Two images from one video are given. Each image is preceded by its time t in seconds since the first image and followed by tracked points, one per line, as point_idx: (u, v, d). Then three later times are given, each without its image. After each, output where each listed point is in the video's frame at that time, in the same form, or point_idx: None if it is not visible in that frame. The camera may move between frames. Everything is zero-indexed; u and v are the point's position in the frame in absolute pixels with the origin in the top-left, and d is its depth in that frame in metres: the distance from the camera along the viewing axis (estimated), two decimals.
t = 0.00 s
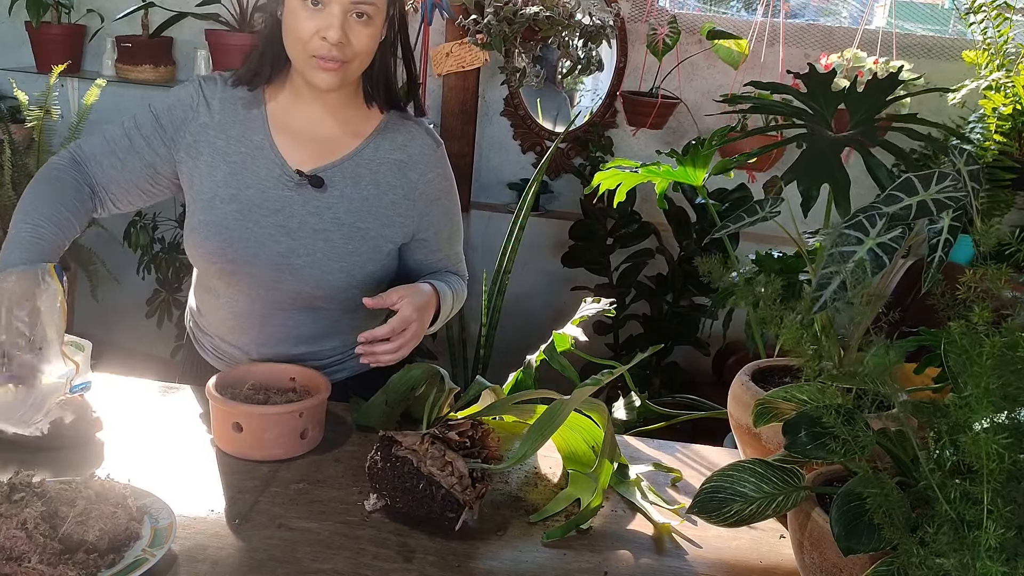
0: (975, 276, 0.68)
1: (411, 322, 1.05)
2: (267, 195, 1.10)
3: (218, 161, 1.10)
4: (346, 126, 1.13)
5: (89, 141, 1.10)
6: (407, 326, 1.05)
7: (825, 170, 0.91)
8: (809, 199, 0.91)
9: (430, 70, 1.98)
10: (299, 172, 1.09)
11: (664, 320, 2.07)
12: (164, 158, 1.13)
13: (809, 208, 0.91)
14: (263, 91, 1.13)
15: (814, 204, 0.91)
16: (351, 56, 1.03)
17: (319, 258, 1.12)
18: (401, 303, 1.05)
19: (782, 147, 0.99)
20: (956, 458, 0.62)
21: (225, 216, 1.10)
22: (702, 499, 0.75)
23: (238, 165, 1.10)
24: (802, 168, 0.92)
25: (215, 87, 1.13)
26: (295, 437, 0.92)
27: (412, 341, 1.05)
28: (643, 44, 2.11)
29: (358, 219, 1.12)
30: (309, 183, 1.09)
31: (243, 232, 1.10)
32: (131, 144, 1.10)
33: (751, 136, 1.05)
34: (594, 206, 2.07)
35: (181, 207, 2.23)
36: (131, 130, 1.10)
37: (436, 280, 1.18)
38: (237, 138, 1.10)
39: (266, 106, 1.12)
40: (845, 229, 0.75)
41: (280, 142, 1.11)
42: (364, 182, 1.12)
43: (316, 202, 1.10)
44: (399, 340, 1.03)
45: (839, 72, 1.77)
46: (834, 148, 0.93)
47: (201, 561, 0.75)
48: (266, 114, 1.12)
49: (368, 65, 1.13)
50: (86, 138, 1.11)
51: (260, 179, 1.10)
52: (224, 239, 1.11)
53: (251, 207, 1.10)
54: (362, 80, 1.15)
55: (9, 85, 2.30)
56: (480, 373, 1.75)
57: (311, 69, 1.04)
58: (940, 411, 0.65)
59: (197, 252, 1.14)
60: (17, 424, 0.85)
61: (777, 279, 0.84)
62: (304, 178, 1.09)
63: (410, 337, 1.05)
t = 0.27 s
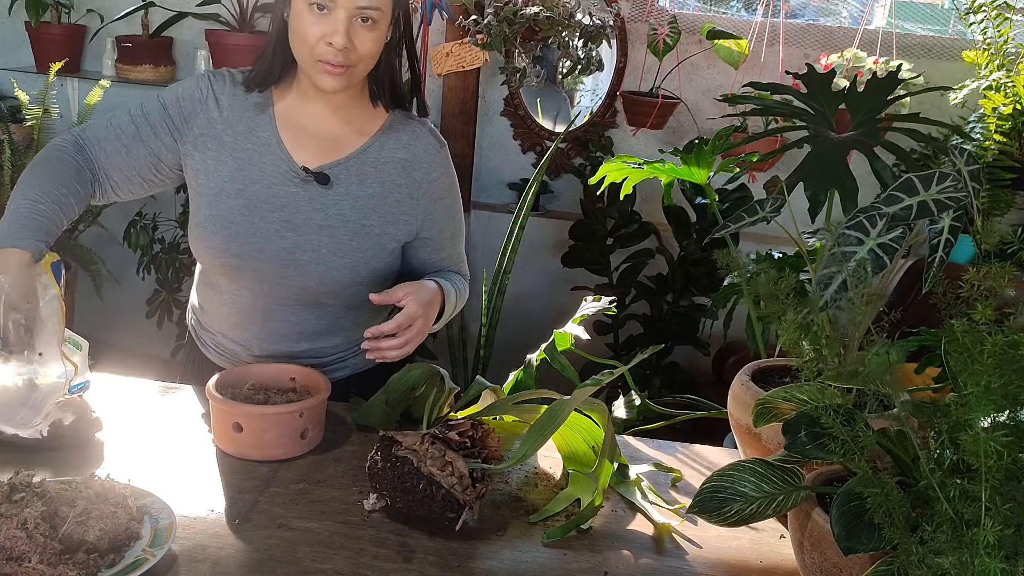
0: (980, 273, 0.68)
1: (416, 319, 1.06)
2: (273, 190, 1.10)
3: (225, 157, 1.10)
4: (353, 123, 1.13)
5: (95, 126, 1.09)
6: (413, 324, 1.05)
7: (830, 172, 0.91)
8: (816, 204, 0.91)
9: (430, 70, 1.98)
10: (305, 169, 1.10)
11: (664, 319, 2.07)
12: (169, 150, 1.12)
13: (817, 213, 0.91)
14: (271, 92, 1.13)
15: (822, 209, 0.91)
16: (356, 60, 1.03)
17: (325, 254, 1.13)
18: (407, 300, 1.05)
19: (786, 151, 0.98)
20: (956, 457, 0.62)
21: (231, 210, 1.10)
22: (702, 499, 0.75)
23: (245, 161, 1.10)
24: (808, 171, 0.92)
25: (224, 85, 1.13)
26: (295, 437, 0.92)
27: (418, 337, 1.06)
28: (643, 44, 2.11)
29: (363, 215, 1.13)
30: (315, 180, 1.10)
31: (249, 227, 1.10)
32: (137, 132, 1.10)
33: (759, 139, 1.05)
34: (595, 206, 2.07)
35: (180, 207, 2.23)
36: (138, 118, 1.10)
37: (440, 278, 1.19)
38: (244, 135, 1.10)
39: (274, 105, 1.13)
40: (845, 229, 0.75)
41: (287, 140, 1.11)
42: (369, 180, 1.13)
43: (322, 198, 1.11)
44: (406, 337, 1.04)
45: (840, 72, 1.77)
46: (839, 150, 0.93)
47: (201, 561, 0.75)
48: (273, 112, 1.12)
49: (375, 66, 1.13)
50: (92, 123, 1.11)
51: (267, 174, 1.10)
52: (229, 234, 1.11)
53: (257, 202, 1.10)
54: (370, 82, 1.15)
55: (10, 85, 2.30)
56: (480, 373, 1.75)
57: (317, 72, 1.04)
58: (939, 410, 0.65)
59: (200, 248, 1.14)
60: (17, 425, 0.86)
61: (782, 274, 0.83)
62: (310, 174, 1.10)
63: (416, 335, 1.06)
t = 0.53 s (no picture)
0: (974, 274, 0.68)
1: (426, 317, 1.07)
2: (280, 188, 1.11)
3: (231, 154, 1.10)
4: (357, 122, 1.13)
5: (102, 120, 1.09)
6: (422, 323, 1.07)
7: (826, 171, 0.91)
8: (810, 201, 0.92)
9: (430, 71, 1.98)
10: (312, 167, 1.10)
11: (664, 320, 2.07)
12: (174, 146, 1.12)
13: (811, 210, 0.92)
14: (276, 91, 1.13)
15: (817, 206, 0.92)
16: (358, 62, 1.03)
17: (330, 250, 1.13)
18: (416, 298, 1.07)
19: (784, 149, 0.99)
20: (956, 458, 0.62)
21: (239, 207, 1.11)
22: (702, 499, 0.75)
23: (251, 157, 1.10)
24: (804, 170, 0.92)
25: (229, 83, 1.13)
26: (295, 437, 0.92)
27: (428, 334, 1.08)
28: (642, 44, 2.11)
29: (368, 213, 1.14)
30: (321, 178, 1.11)
31: (256, 224, 1.11)
32: (143, 126, 1.10)
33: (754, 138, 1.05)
34: (594, 206, 2.07)
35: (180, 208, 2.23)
36: (144, 113, 1.10)
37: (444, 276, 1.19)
38: (249, 133, 1.10)
39: (278, 102, 1.12)
40: (846, 230, 0.76)
41: (294, 138, 1.11)
42: (374, 178, 1.14)
43: (328, 196, 1.11)
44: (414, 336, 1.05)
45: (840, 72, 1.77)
46: (836, 149, 0.93)
47: (201, 561, 0.75)
48: (279, 109, 1.12)
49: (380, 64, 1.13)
50: (98, 117, 1.11)
51: (274, 172, 1.10)
52: (236, 231, 1.11)
53: (264, 199, 1.11)
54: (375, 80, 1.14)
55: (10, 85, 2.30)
56: (480, 373, 1.75)
57: (320, 74, 1.04)
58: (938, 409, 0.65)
59: (204, 243, 1.14)
60: (17, 426, 0.87)
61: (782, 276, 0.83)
62: (316, 172, 1.10)
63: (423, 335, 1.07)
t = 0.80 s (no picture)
0: (974, 273, 0.67)
1: (433, 316, 1.08)
2: (286, 186, 1.11)
3: (237, 152, 1.10)
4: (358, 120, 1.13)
5: (109, 112, 1.09)
6: (427, 323, 1.07)
7: (823, 170, 0.91)
8: (808, 200, 0.92)
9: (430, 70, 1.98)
10: (316, 166, 1.11)
11: (664, 319, 2.07)
12: (181, 140, 1.12)
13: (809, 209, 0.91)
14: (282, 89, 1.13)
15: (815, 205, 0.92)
16: (332, 72, 1.02)
17: (334, 249, 1.14)
18: (423, 298, 1.08)
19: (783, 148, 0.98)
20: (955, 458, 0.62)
21: (243, 204, 1.11)
22: (702, 499, 0.76)
23: (256, 155, 1.10)
24: (802, 170, 0.92)
25: (235, 82, 1.13)
26: (295, 437, 0.92)
27: (434, 334, 1.08)
28: (642, 44, 2.11)
29: (372, 212, 1.14)
30: (326, 177, 1.11)
31: (260, 221, 1.11)
32: (150, 119, 1.10)
33: (750, 137, 1.05)
34: (594, 206, 2.07)
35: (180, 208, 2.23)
36: (152, 107, 1.10)
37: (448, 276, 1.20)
38: (254, 130, 1.10)
39: (284, 100, 1.12)
40: (844, 229, 0.76)
41: (299, 137, 1.11)
42: (378, 178, 1.14)
43: (332, 194, 1.12)
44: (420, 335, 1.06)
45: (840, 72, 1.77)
46: (834, 149, 0.93)
47: (201, 561, 0.75)
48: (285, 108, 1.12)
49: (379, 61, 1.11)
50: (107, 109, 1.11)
51: (279, 170, 1.10)
52: (240, 228, 1.11)
53: (268, 197, 1.11)
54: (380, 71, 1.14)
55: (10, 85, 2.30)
56: (480, 373, 1.75)
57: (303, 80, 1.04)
58: (937, 410, 0.65)
59: (207, 241, 1.14)
60: (17, 430, 0.87)
61: (783, 278, 0.82)
62: (321, 171, 1.10)
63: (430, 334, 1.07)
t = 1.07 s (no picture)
0: (975, 274, 0.68)
1: (434, 318, 1.08)
2: (288, 184, 1.11)
3: (240, 150, 1.11)
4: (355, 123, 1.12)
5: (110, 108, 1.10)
6: (429, 323, 1.07)
7: (825, 169, 0.92)
8: (810, 199, 0.91)
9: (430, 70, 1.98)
10: (318, 166, 1.11)
11: (664, 319, 2.07)
12: (183, 137, 1.12)
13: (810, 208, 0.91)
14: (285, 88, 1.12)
15: (817, 204, 0.92)
16: (325, 72, 1.01)
17: (335, 248, 1.14)
18: (424, 298, 1.08)
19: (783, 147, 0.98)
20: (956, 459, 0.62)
21: (246, 203, 1.11)
22: (702, 499, 0.76)
23: (259, 154, 1.11)
24: (803, 169, 0.92)
25: (239, 81, 1.12)
26: (295, 437, 0.92)
27: (435, 334, 1.08)
28: (642, 44, 2.11)
29: (374, 212, 1.14)
30: (328, 177, 1.11)
31: (263, 220, 1.11)
32: (152, 115, 1.10)
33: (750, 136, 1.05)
34: (594, 206, 2.07)
35: (180, 207, 2.23)
36: (154, 103, 1.10)
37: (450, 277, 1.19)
38: (258, 129, 1.10)
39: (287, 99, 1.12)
40: (844, 229, 0.76)
41: (302, 136, 1.11)
42: (381, 178, 1.13)
43: (335, 194, 1.12)
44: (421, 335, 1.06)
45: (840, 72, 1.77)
46: (835, 149, 0.93)
47: (201, 561, 0.75)
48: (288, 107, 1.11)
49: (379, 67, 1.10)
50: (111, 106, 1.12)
51: (282, 169, 1.11)
52: (243, 227, 1.12)
53: (271, 195, 1.11)
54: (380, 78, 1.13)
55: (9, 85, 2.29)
56: (480, 373, 1.75)
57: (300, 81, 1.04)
58: (938, 411, 0.65)
59: (209, 239, 1.15)
60: (18, 430, 0.89)
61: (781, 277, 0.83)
62: (323, 171, 1.11)
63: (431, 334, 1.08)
